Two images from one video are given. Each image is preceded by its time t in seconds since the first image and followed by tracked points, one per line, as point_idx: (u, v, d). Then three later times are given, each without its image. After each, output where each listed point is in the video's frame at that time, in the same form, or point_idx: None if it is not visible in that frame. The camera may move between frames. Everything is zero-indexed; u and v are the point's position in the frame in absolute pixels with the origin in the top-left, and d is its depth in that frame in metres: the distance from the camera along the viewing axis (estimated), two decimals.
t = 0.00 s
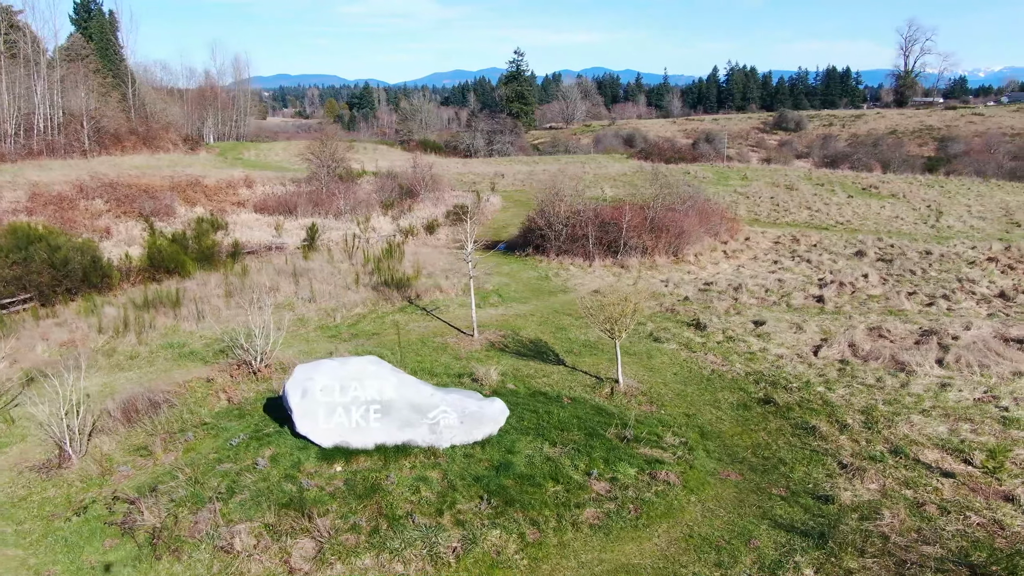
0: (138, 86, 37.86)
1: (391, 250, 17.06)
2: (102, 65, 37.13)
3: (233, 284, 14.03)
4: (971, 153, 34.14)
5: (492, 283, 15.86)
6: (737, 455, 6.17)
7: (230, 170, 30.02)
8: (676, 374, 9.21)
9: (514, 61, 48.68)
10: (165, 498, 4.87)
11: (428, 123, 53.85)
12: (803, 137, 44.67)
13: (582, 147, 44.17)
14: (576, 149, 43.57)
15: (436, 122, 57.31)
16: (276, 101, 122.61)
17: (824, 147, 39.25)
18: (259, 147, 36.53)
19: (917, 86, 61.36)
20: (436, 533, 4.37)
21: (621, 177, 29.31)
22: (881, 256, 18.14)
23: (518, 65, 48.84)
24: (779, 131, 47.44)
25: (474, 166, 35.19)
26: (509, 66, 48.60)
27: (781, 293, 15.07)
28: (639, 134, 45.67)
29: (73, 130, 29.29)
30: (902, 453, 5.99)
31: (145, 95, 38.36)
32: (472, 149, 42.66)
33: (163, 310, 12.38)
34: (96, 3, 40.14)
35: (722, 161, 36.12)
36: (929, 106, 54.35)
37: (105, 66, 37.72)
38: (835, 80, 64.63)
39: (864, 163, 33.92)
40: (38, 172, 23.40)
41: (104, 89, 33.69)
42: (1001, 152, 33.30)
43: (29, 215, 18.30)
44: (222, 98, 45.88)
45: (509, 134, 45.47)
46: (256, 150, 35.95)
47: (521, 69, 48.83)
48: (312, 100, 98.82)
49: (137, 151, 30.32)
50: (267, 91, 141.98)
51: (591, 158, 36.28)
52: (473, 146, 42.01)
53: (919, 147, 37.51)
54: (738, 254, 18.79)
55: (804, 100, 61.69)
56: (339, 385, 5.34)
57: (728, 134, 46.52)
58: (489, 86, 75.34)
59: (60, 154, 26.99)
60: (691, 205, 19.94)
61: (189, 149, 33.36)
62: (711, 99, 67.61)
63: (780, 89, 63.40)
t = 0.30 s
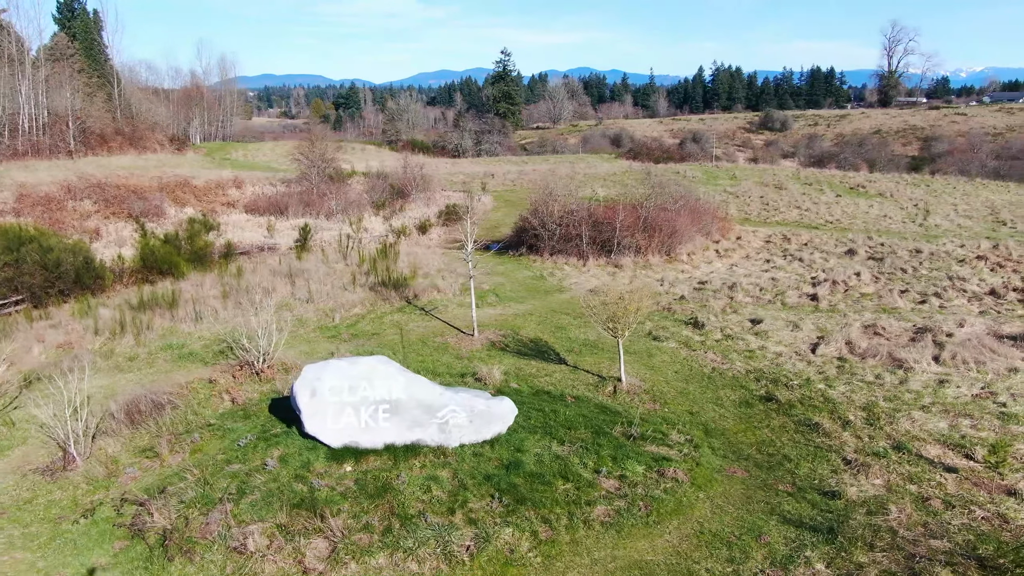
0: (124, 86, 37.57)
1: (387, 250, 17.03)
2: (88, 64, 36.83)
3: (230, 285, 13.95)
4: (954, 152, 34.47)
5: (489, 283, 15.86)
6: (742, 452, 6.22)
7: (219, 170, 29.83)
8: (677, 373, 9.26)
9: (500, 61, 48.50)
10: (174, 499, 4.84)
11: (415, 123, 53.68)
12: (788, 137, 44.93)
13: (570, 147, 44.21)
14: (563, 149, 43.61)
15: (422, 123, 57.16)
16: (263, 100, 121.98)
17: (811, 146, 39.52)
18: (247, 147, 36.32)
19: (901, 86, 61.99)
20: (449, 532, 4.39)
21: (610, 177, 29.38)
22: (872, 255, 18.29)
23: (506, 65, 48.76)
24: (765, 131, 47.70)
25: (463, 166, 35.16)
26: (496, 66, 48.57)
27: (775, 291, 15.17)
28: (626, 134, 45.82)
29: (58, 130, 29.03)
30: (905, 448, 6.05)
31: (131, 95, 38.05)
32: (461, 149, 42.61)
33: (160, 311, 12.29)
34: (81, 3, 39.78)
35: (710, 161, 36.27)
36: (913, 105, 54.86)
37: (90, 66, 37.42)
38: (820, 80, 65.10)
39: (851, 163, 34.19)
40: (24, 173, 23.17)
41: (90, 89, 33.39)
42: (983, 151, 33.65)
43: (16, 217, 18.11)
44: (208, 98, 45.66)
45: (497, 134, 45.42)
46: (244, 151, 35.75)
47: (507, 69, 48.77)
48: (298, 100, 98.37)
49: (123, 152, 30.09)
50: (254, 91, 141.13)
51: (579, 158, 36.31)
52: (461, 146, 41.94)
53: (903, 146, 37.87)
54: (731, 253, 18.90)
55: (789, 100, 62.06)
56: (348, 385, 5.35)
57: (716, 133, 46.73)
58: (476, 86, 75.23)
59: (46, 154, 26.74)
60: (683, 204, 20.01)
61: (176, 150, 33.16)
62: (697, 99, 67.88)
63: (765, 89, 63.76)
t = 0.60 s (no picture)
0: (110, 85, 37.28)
1: (382, 250, 17.00)
2: (74, 63, 36.53)
3: (226, 286, 13.87)
4: (938, 151, 34.77)
5: (486, 282, 15.85)
6: (746, 448, 6.27)
7: (207, 171, 29.63)
8: (678, 370, 9.30)
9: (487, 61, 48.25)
10: (185, 500, 4.83)
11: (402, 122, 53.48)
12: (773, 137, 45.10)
13: (558, 147, 44.20)
14: (551, 149, 43.60)
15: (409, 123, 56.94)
16: (249, 100, 121.22)
17: (797, 146, 39.77)
18: (234, 147, 36.08)
19: (885, 86, 62.56)
20: (462, 530, 4.40)
21: (600, 176, 29.42)
22: (863, 253, 18.44)
23: (493, 65, 48.56)
24: (751, 131, 47.92)
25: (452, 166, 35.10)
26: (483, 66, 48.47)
27: (769, 290, 15.26)
28: (613, 134, 45.94)
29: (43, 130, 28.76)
30: (908, 444, 6.12)
31: (117, 94, 37.68)
32: (449, 149, 42.50)
33: (157, 312, 12.20)
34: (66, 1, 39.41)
35: (698, 160, 36.38)
36: (897, 105, 55.21)
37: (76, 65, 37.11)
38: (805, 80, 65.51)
39: (838, 163, 34.45)
40: (9, 174, 22.92)
41: (77, 88, 33.13)
42: (966, 150, 33.99)
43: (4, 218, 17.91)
44: (194, 98, 45.43)
45: (485, 133, 45.36)
46: (231, 151, 35.53)
47: (495, 69, 48.66)
48: (282, 100, 97.96)
49: (109, 152, 29.84)
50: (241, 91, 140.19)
51: (567, 158, 36.31)
52: (449, 146, 41.86)
53: (889, 145, 38.20)
54: (723, 252, 19.01)
55: (773, 99, 62.35)
56: (357, 385, 5.33)
57: (704, 133, 46.94)
58: (463, 86, 75.12)
59: (31, 155, 26.47)
60: (675, 203, 20.08)
61: (163, 150, 32.94)
62: (683, 99, 68.12)
63: (751, 89, 64.05)
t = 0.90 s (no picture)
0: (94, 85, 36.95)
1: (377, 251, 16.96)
2: (58, 62, 36.15)
3: (221, 287, 13.79)
4: (921, 151, 35.12)
5: (482, 282, 15.86)
6: (750, 445, 6.31)
7: (194, 171, 29.42)
8: (679, 369, 9.35)
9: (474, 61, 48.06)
10: (194, 500, 4.81)
11: (389, 122, 53.30)
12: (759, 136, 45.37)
13: (546, 147, 44.24)
14: (539, 148, 43.65)
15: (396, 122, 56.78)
16: (235, 100, 120.50)
17: (783, 145, 40.05)
18: (222, 148, 35.84)
19: (870, 86, 63.20)
20: (474, 528, 4.41)
21: (589, 176, 29.47)
22: (853, 252, 18.60)
23: (480, 65, 48.46)
24: (737, 130, 48.17)
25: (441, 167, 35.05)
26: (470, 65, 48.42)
27: (763, 288, 15.37)
28: (600, 134, 46.08)
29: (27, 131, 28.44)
30: (910, 439, 6.19)
31: (102, 94, 37.27)
32: (437, 149, 42.44)
33: (153, 313, 12.12)
34: None
35: (686, 160, 36.52)
36: (882, 105, 55.77)
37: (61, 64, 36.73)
38: (789, 80, 66.00)
39: (824, 162, 34.73)
40: None
41: (62, 86, 32.78)
42: (949, 150, 34.38)
43: None
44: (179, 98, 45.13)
45: (473, 133, 45.31)
46: (218, 151, 35.30)
47: (482, 69, 48.62)
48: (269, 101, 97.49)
49: (95, 153, 29.58)
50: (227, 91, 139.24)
51: (554, 158, 36.37)
52: (437, 146, 41.77)
53: (873, 145, 38.56)
54: (715, 251, 19.11)
55: (758, 99, 62.71)
56: (365, 385, 5.34)
57: (692, 133, 47.16)
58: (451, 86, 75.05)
59: (16, 155, 26.18)
60: (667, 202, 20.16)
61: (149, 150, 32.70)
62: (670, 99, 68.35)
63: (737, 88, 64.39)
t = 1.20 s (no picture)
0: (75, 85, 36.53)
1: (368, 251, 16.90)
2: (38, 62, 35.71)
3: (214, 288, 13.69)
4: (902, 151, 35.56)
5: (475, 282, 15.86)
6: (751, 442, 6.37)
7: (179, 171, 29.16)
8: (676, 367, 9.40)
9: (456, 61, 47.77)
10: (201, 502, 4.78)
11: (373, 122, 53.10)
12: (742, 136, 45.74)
13: (530, 147, 44.29)
14: (524, 148, 43.69)
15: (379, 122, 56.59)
16: (218, 100, 119.49)
17: (765, 144, 40.39)
18: (205, 148, 35.51)
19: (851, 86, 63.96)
20: (484, 527, 4.43)
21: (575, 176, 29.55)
22: (840, 250, 18.81)
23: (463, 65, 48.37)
24: (720, 130, 48.49)
25: (427, 167, 34.98)
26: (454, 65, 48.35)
27: (754, 287, 15.50)
28: (584, 134, 46.24)
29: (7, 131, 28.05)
30: (908, 435, 6.28)
31: (82, 95, 36.65)
32: (422, 149, 42.31)
33: (146, 314, 12.00)
34: None
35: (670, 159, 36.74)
36: (863, 105, 56.42)
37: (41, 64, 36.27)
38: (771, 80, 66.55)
39: (807, 162, 35.08)
40: None
41: (43, 85, 32.37)
42: (929, 149, 34.86)
43: None
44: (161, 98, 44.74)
45: (458, 134, 45.25)
46: (202, 151, 35.01)
47: (465, 69, 48.58)
48: (252, 101, 96.83)
49: (77, 154, 29.24)
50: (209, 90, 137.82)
51: (538, 158, 36.44)
52: (422, 146, 41.63)
53: (854, 144, 38.99)
54: (704, 250, 19.25)
55: (740, 99, 63.19)
56: (371, 384, 5.36)
57: (677, 132, 47.43)
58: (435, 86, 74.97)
59: None
60: (657, 202, 20.27)
61: (132, 151, 32.37)
62: (652, 99, 68.67)
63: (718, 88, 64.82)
